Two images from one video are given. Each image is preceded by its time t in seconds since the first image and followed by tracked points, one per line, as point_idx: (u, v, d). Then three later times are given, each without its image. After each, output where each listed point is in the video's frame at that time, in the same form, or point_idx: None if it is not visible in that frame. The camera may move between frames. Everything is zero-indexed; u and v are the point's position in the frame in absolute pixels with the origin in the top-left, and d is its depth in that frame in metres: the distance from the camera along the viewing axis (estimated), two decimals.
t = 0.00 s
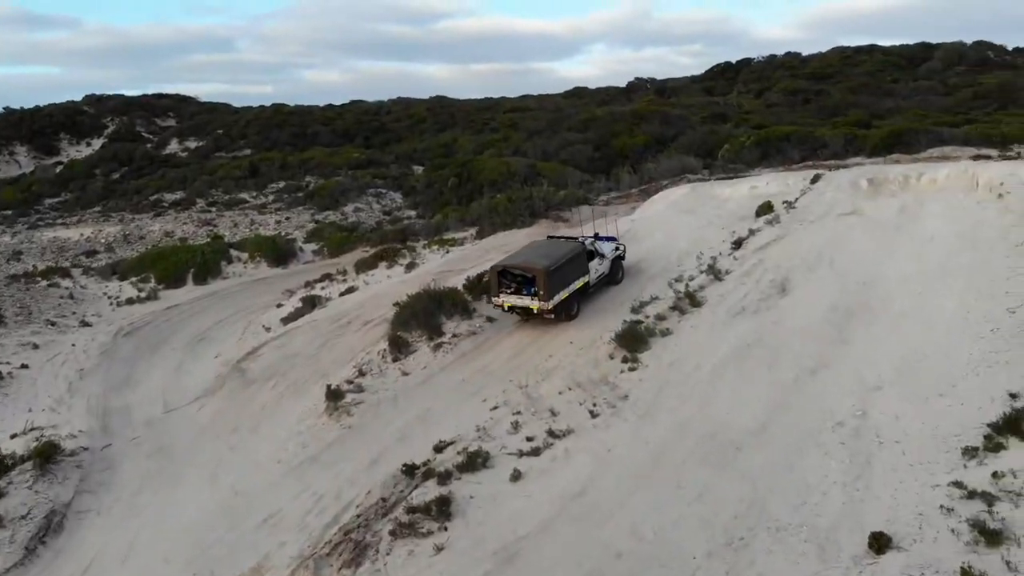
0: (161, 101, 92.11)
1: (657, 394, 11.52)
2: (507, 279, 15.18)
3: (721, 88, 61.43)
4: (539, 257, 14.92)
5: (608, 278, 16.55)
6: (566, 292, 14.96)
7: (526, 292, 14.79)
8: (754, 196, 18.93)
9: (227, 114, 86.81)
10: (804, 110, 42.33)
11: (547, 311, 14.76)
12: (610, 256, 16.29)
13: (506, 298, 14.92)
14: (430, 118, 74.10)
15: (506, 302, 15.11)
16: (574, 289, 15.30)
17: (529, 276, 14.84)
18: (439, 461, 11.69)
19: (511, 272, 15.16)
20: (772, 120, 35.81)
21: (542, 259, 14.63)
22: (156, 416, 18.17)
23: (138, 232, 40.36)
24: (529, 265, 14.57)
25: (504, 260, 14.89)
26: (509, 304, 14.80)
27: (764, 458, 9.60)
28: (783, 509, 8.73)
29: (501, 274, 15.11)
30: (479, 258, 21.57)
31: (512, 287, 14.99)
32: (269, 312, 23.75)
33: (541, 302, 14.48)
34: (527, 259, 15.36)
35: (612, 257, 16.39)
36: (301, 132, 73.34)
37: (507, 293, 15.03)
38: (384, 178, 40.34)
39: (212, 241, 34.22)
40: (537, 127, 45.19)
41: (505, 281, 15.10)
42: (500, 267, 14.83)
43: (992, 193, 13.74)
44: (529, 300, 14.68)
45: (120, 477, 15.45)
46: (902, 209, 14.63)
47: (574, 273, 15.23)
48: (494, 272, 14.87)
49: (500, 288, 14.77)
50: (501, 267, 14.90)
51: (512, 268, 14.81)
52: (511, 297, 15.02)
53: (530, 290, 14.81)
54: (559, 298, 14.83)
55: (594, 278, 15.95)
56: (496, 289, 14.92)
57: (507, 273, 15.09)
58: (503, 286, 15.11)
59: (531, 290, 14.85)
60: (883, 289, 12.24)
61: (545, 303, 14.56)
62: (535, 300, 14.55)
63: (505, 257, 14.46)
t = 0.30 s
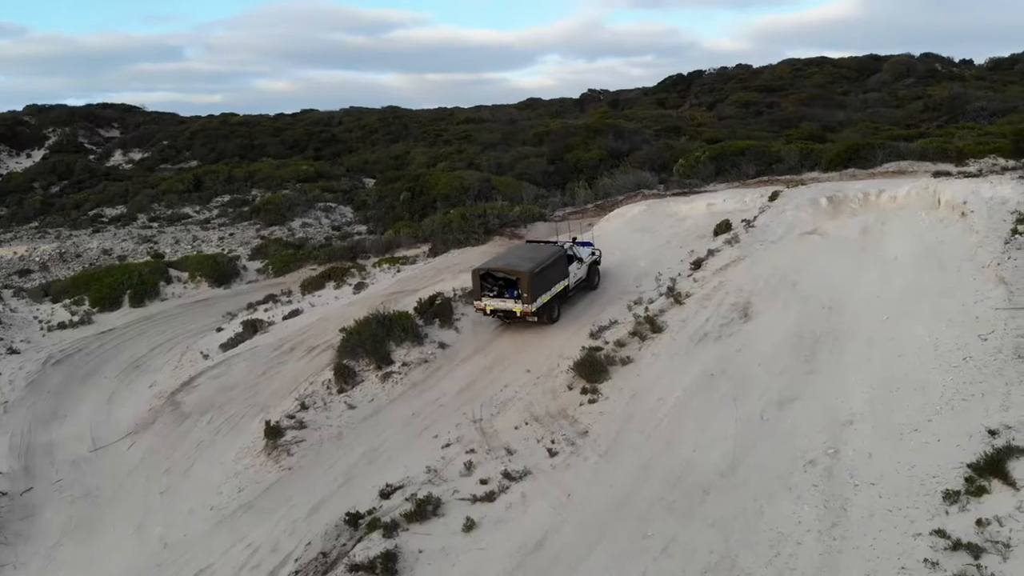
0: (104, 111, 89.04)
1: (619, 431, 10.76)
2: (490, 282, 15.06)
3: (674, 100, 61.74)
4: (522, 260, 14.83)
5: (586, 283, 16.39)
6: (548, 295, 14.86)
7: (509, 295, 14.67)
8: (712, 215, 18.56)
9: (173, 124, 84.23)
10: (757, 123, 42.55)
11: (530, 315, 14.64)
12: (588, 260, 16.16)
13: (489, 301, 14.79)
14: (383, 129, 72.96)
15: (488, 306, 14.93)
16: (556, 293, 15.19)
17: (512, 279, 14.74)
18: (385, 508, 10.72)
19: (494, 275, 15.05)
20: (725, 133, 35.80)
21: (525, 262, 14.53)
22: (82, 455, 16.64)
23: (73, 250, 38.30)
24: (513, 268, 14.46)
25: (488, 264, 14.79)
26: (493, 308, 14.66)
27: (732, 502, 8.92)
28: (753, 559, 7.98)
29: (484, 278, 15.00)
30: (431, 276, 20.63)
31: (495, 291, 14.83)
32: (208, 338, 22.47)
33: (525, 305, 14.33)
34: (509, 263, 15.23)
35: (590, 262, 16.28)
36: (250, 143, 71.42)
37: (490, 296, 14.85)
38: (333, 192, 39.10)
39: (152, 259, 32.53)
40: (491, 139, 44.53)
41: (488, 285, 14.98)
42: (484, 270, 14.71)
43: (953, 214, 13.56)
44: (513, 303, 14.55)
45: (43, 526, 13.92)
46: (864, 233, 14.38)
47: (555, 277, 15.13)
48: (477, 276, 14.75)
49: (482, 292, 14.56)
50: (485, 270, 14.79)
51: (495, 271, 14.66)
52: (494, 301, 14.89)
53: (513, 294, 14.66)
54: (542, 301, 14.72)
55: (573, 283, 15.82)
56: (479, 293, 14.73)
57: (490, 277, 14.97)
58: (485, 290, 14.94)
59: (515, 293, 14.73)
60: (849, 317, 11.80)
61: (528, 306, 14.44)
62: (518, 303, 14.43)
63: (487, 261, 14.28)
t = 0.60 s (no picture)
0: (47, 120, 85.88)
1: (585, 471, 9.89)
2: (468, 293, 14.66)
3: (631, 111, 61.74)
4: (500, 268, 14.50)
5: (561, 285, 16.38)
6: (528, 302, 14.60)
7: (490, 306, 14.33)
8: (675, 233, 18.01)
9: (120, 133, 81.52)
10: (714, 134, 42.51)
11: (512, 323, 14.37)
12: (562, 263, 16.12)
13: (469, 313, 14.41)
14: (338, 139, 71.55)
15: (470, 318, 14.57)
16: (535, 299, 14.98)
17: (491, 289, 14.40)
18: (330, 565, 9.66)
19: (472, 286, 14.66)
20: (683, 145, 35.60)
21: (505, 270, 14.21)
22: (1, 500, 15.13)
23: (7, 268, 36.20)
24: (492, 278, 14.12)
25: (466, 274, 14.39)
26: (474, 319, 14.30)
27: (708, 553, 8.16)
28: None
29: (463, 289, 14.60)
30: (385, 293, 19.48)
31: (475, 302, 14.47)
32: (146, 365, 21.08)
33: (508, 315, 14.05)
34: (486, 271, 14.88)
35: (564, 264, 16.24)
36: (200, 153, 69.30)
37: (471, 308, 14.49)
38: (284, 204, 37.71)
39: (90, 278, 30.79)
40: (448, 151, 43.72)
41: (467, 296, 14.57)
42: (462, 282, 14.30)
43: (923, 234, 13.35)
44: (495, 313, 14.23)
45: None
46: (831, 253, 13.98)
47: (534, 283, 14.88)
48: (455, 288, 14.33)
49: (463, 305, 14.20)
50: (464, 282, 14.39)
51: (475, 282, 14.29)
52: (474, 312, 14.51)
53: (494, 304, 14.34)
54: (524, 308, 14.45)
55: (550, 286, 15.73)
56: (459, 305, 14.36)
57: (468, 288, 14.58)
58: (465, 301, 14.56)
59: (495, 303, 14.39)
60: (822, 343, 11.28)
61: (511, 315, 14.14)
62: (501, 313, 14.11)
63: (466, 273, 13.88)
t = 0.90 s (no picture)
0: None
1: (555, 522, 9.05)
2: (453, 299, 14.36)
3: (595, 120, 61.41)
4: (487, 274, 14.25)
5: (542, 290, 16.15)
6: (514, 310, 14.39)
7: (476, 313, 14.06)
8: (643, 250, 17.36)
9: (70, 141, 78.76)
10: (678, 144, 42.25)
11: (498, 331, 14.11)
12: (544, 268, 15.89)
13: (455, 319, 14.10)
14: (297, 147, 69.97)
15: (454, 324, 14.28)
16: (520, 306, 14.77)
17: (478, 295, 14.13)
18: None
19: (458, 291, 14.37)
20: (648, 155, 35.18)
21: (492, 277, 13.97)
22: None
23: None
24: (480, 285, 13.88)
25: (453, 280, 14.10)
26: (459, 326, 13.99)
27: None
28: None
29: (448, 294, 14.29)
30: (341, 313, 18.34)
31: (460, 308, 14.18)
32: (85, 393, 19.66)
33: (495, 323, 13.81)
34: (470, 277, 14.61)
35: (546, 270, 16.02)
36: (153, 161, 67.18)
37: (456, 314, 14.19)
38: (239, 216, 36.10)
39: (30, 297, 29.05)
40: (410, 160, 42.77)
41: (453, 302, 14.27)
42: (449, 287, 14.00)
43: (901, 250, 13.04)
44: (481, 320, 13.95)
45: None
46: (807, 274, 13.46)
47: (520, 290, 14.68)
48: (441, 293, 14.02)
49: (449, 311, 13.89)
50: (450, 287, 14.08)
51: (462, 288, 14.02)
52: (459, 318, 14.22)
53: (480, 310, 14.08)
54: (510, 316, 14.22)
55: (533, 292, 15.51)
56: (444, 310, 14.06)
57: (453, 294, 14.28)
58: (450, 307, 14.26)
59: (481, 310, 14.12)
60: (803, 373, 10.61)
61: (497, 323, 13.92)
62: (487, 320, 13.85)
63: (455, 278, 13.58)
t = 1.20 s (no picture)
0: None
1: None
2: (440, 302, 14.24)
3: (565, 127, 60.88)
4: (474, 278, 14.18)
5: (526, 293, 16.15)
6: (500, 314, 14.34)
7: (463, 317, 13.96)
8: (618, 268, 16.69)
9: (24, 147, 76.11)
10: (649, 152, 41.83)
11: (484, 335, 14.04)
12: (529, 272, 15.86)
13: (441, 323, 13.97)
14: (261, 154, 68.28)
15: (441, 327, 14.18)
16: (505, 309, 14.74)
17: (465, 299, 14.08)
18: None
19: (444, 295, 14.25)
20: (620, 164, 34.62)
21: (480, 281, 13.90)
22: None
23: None
24: (467, 288, 13.83)
25: (440, 284, 13.98)
26: (446, 330, 13.86)
27: None
28: None
29: (434, 298, 14.15)
30: (300, 334, 17.23)
31: (447, 312, 14.08)
32: (25, 423, 18.20)
33: (482, 328, 13.76)
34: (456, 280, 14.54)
35: (530, 273, 15.99)
36: (112, 169, 65.09)
37: (443, 317, 14.10)
38: (197, 227, 34.53)
39: None
40: (377, 169, 41.68)
41: (439, 305, 14.14)
42: (437, 291, 13.87)
43: (887, 270, 12.61)
44: (468, 324, 13.87)
45: None
46: (789, 294, 12.86)
47: (505, 295, 14.65)
48: (428, 296, 13.92)
49: (435, 315, 13.80)
50: (437, 291, 13.96)
51: (449, 291, 13.95)
52: (445, 322, 14.10)
53: (467, 314, 14.02)
54: (496, 321, 14.17)
55: (517, 296, 15.47)
56: (431, 314, 13.95)
57: (440, 297, 14.15)
58: (436, 310, 14.16)
59: (468, 314, 14.03)
60: (792, 407, 9.92)
61: (485, 328, 13.85)
62: (474, 325, 13.77)
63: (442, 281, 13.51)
